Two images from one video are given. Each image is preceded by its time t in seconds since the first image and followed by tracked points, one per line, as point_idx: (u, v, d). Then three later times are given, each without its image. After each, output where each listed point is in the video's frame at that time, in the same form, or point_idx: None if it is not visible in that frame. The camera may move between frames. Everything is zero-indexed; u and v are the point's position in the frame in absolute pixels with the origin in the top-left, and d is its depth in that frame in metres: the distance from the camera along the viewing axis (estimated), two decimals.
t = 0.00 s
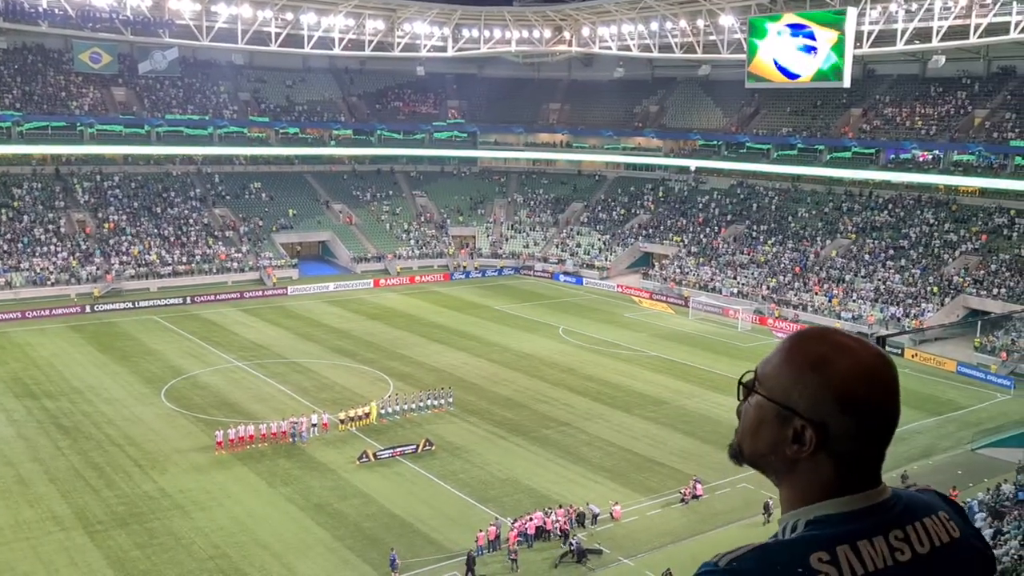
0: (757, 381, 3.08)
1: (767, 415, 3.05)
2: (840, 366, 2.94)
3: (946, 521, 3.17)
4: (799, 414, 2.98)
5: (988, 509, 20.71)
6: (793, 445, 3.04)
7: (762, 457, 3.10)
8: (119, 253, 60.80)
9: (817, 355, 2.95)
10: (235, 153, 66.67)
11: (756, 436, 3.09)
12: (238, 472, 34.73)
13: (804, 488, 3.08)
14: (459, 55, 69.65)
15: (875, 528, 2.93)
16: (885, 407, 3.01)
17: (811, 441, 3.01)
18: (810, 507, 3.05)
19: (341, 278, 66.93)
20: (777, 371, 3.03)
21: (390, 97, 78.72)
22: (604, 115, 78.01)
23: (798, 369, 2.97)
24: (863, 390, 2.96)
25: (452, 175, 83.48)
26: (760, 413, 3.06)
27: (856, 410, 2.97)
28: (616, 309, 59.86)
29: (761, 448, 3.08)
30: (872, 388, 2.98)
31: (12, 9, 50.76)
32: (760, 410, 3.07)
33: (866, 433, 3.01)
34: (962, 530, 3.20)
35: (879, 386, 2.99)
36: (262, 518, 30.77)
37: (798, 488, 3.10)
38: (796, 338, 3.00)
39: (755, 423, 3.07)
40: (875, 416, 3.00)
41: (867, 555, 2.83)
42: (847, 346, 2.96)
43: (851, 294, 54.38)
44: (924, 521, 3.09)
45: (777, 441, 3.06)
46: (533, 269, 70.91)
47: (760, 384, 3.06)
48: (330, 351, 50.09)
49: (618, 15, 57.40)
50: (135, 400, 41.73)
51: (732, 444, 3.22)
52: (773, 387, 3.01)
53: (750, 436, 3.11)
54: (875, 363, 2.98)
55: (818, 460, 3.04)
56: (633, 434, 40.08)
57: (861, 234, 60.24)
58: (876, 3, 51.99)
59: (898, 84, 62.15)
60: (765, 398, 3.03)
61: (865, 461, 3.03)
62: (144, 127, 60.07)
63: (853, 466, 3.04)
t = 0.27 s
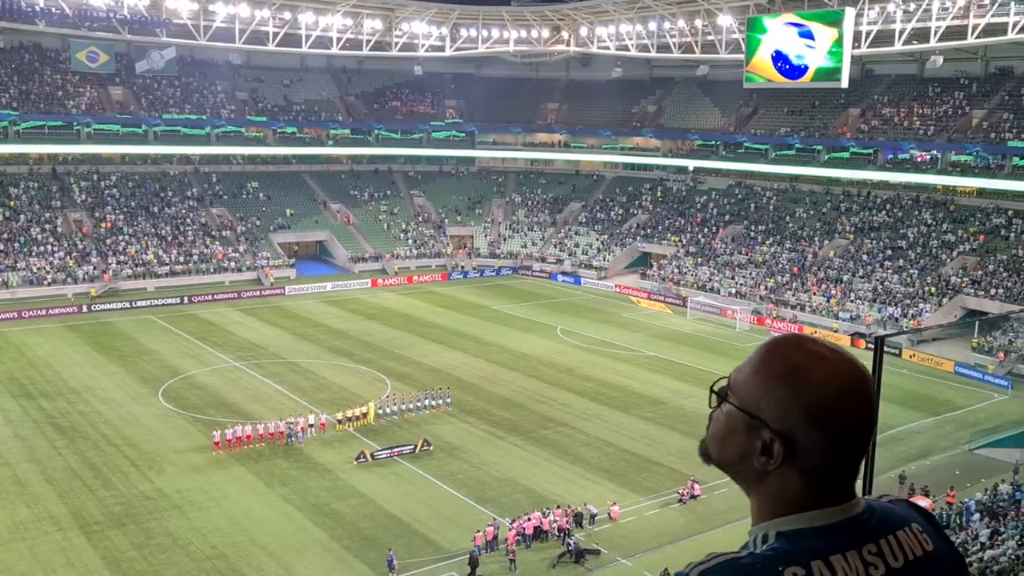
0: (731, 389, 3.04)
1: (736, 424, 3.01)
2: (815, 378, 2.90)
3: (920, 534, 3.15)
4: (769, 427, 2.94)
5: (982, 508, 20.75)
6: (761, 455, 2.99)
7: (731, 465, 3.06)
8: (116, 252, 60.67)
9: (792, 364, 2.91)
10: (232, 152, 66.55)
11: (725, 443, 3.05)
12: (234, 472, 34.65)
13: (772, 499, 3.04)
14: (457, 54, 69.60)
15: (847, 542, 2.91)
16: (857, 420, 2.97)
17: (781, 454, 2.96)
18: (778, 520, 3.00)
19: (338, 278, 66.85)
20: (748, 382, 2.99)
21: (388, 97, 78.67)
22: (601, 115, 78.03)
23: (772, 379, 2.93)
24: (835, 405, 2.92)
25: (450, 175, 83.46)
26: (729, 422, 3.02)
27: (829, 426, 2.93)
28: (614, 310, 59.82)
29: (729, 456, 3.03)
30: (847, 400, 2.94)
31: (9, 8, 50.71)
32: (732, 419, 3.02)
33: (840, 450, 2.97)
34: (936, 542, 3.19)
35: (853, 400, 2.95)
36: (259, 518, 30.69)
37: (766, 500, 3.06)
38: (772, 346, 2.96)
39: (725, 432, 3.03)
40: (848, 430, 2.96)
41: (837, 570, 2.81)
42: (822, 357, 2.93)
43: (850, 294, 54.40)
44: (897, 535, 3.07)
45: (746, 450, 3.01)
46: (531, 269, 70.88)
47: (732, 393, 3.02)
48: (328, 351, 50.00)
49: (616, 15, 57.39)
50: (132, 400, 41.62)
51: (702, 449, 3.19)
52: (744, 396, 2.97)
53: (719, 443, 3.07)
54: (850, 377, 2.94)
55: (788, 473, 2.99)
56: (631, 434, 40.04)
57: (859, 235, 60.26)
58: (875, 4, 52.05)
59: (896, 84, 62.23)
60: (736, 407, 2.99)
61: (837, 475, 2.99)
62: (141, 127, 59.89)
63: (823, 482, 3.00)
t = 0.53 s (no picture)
0: (713, 394, 3.09)
1: (714, 430, 3.06)
2: (790, 388, 2.93)
3: (904, 547, 3.12)
4: (743, 434, 2.97)
5: (980, 507, 20.13)
6: (735, 464, 3.03)
7: (709, 470, 3.12)
8: (114, 252, 60.69)
9: (771, 372, 2.94)
10: (230, 152, 66.60)
11: (704, 448, 3.11)
12: (232, 472, 34.64)
13: (748, 507, 3.06)
14: (455, 54, 69.67)
15: (824, 551, 2.91)
16: (835, 432, 2.97)
17: (754, 462, 2.99)
18: (752, 527, 3.02)
19: (337, 278, 66.86)
20: (726, 389, 3.04)
21: (386, 97, 78.74)
22: (600, 115, 78.08)
23: (749, 386, 2.97)
24: (812, 416, 2.93)
25: (448, 175, 83.53)
26: (707, 428, 3.07)
27: (805, 438, 2.94)
28: (612, 310, 59.82)
29: (706, 462, 3.09)
30: (825, 412, 2.95)
31: (8, 8, 50.83)
32: (710, 425, 3.08)
33: (815, 463, 2.97)
34: (922, 556, 3.16)
35: (830, 414, 2.96)
36: (257, 518, 30.68)
37: (742, 508, 3.09)
38: (753, 353, 3.00)
39: (705, 437, 3.09)
40: (826, 441, 2.96)
41: None
42: (801, 369, 2.94)
43: (848, 295, 54.44)
44: (879, 546, 3.05)
45: (720, 457, 3.06)
46: (530, 269, 70.91)
47: (711, 398, 3.07)
48: (326, 351, 50.00)
49: (614, 15, 57.43)
50: (130, 399, 41.62)
51: (688, 454, 3.24)
52: (722, 401, 3.01)
53: (699, 449, 3.12)
54: (829, 390, 2.95)
55: (763, 483, 3.02)
56: (629, 434, 40.05)
57: (857, 235, 60.28)
58: (873, 4, 52.08)
59: (894, 85, 62.27)
60: (712, 412, 3.04)
61: (810, 487, 2.99)
62: (139, 126, 59.92)
63: (799, 494, 3.01)
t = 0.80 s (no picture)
0: (741, 398, 3.08)
1: (743, 438, 3.04)
2: (821, 399, 2.90)
3: (930, 551, 3.11)
4: (771, 444, 2.96)
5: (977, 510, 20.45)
6: (765, 471, 3.02)
7: (737, 475, 3.11)
8: (113, 252, 60.73)
9: (799, 381, 2.93)
10: (229, 152, 66.65)
11: (732, 454, 3.09)
12: (232, 472, 34.64)
13: (775, 512, 3.06)
14: (454, 54, 69.74)
15: (851, 555, 2.90)
16: (861, 441, 2.95)
17: (782, 471, 2.98)
18: (780, 531, 3.02)
19: (336, 278, 66.89)
20: (754, 398, 3.01)
21: (385, 97, 78.81)
22: (599, 115, 78.13)
23: (778, 396, 2.95)
24: (841, 426, 2.91)
25: (448, 175, 83.60)
26: (736, 435, 3.06)
27: (833, 447, 2.92)
28: (612, 310, 59.82)
29: (735, 468, 3.08)
30: (855, 421, 2.93)
31: (8, 7, 51.02)
32: (738, 432, 3.06)
33: (842, 471, 2.96)
34: (949, 560, 3.15)
35: (858, 422, 2.94)
36: (256, 518, 30.67)
37: (770, 512, 3.08)
38: (781, 361, 2.98)
39: (733, 443, 3.07)
40: (854, 448, 2.95)
41: None
42: (831, 378, 2.92)
43: (847, 295, 54.45)
44: (906, 551, 3.04)
45: (751, 464, 3.04)
46: (529, 269, 70.91)
47: (739, 405, 3.05)
48: (325, 351, 50.00)
49: (613, 15, 57.47)
50: (129, 399, 41.61)
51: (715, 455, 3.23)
52: (750, 409, 3.00)
53: (727, 454, 3.11)
54: (858, 399, 2.93)
55: (791, 491, 3.01)
56: (628, 435, 40.03)
57: (856, 235, 60.29)
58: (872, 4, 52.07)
59: (893, 85, 62.30)
60: (742, 421, 3.02)
61: (838, 495, 2.98)
62: (138, 126, 59.95)
63: (826, 500, 3.00)
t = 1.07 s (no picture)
0: (766, 393, 3.07)
1: (768, 432, 3.04)
2: (847, 395, 2.91)
3: (945, 535, 3.16)
4: (798, 439, 2.96)
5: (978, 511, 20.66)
6: (792, 466, 3.02)
7: (762, 468, 3.12)
8: (113, 252, 60.71)
9: (826, 379, 2.93)
10: (229, 152, 66.63)
11: (757, 448, 3.09)
12: (231, 472, 34.62)
13: (799, 505, 3.07)
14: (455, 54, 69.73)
15: (871, 546, 2.93)
16: (884, 438, 2.96)
17: (808, 465, 2.98)
18: (804, 525, 3.03)
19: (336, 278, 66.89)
20: (781, 393, 3.01)
21: (385, 97, 78.83)
22: (599, 116, 78.13)
23: (804, 391, 2.95)
24: (867, 422, 2.93)
25: (448, 175, 83.62)
26: (761, 430, 3.05)
27: (859, 442, 2.94)
28: (611, 310, 59.83)
29: (760, 462, 3.08)
30: (879, 417, 2.94)
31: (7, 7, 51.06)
32: (764, 427, 3.06)
33: (867, 466, 2.98)
34: (961, 543, 3.20)
35: (882, 418, 2.95)
36: (256, 517, 30.66)
37: (793, 505, 3.09)
38: (808, 357, 2.98)
39: (758, 437, 3.07)
40: (878, 444, 2.96)
41: (862, 573, 2.83)
42: (858, 375, 2.92)
43: (847, 296, 54.49)
44: (921, 536, 3.09)
45: (776, 459, 3.05)
46: (528, 270, 70.89)
47: (766, 400, 3.04)
48: (325, 351, 49.98)
49: (613, 15, 57.48)
50: (128, 399, 41.58)
51: (736, 450, 3.23)
52: (775, 403, 2.99)
53: (751, 448, 3.11)
54: (884, 397, 2.93)
55: (817, 484, 3.02)
56: (628, 435, 40.02)
57: (856, 236, 60.31)
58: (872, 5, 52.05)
59: (893, 86, 62.32)
60: (770, 416, 3.01)
61: (863, 489, 2.99)
62: (138, 126, 59.89)
63: (849, 494, 3.01)
